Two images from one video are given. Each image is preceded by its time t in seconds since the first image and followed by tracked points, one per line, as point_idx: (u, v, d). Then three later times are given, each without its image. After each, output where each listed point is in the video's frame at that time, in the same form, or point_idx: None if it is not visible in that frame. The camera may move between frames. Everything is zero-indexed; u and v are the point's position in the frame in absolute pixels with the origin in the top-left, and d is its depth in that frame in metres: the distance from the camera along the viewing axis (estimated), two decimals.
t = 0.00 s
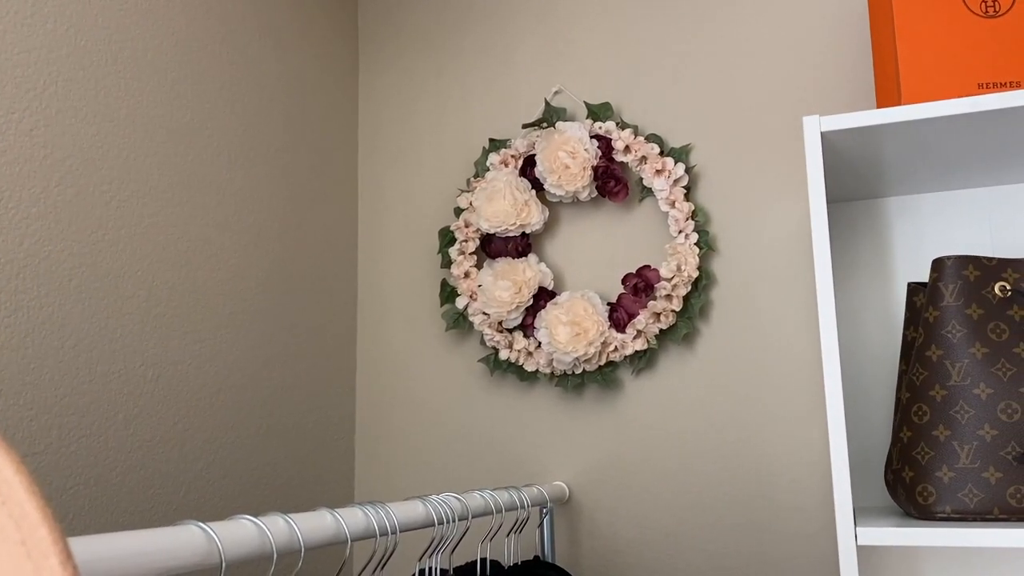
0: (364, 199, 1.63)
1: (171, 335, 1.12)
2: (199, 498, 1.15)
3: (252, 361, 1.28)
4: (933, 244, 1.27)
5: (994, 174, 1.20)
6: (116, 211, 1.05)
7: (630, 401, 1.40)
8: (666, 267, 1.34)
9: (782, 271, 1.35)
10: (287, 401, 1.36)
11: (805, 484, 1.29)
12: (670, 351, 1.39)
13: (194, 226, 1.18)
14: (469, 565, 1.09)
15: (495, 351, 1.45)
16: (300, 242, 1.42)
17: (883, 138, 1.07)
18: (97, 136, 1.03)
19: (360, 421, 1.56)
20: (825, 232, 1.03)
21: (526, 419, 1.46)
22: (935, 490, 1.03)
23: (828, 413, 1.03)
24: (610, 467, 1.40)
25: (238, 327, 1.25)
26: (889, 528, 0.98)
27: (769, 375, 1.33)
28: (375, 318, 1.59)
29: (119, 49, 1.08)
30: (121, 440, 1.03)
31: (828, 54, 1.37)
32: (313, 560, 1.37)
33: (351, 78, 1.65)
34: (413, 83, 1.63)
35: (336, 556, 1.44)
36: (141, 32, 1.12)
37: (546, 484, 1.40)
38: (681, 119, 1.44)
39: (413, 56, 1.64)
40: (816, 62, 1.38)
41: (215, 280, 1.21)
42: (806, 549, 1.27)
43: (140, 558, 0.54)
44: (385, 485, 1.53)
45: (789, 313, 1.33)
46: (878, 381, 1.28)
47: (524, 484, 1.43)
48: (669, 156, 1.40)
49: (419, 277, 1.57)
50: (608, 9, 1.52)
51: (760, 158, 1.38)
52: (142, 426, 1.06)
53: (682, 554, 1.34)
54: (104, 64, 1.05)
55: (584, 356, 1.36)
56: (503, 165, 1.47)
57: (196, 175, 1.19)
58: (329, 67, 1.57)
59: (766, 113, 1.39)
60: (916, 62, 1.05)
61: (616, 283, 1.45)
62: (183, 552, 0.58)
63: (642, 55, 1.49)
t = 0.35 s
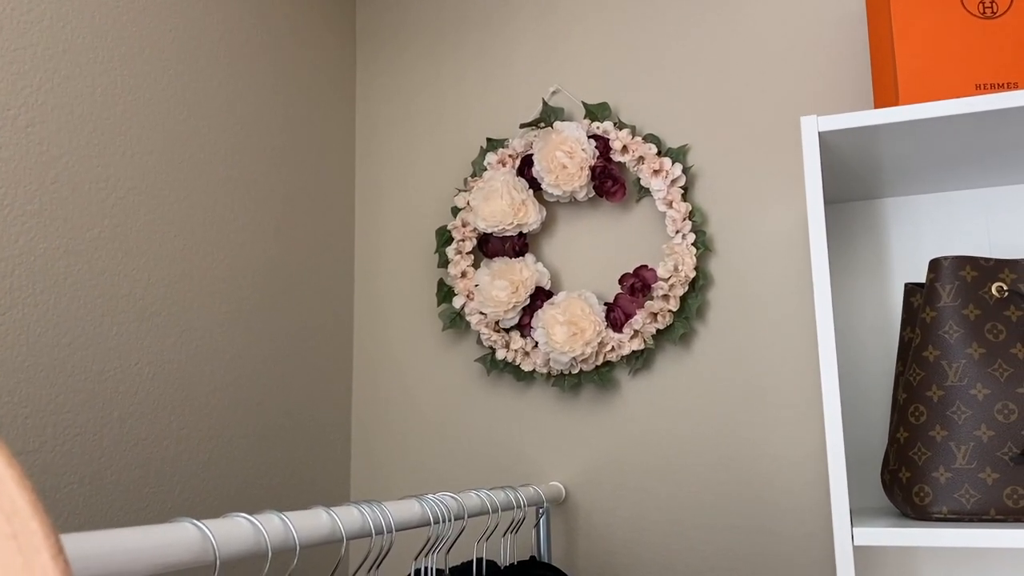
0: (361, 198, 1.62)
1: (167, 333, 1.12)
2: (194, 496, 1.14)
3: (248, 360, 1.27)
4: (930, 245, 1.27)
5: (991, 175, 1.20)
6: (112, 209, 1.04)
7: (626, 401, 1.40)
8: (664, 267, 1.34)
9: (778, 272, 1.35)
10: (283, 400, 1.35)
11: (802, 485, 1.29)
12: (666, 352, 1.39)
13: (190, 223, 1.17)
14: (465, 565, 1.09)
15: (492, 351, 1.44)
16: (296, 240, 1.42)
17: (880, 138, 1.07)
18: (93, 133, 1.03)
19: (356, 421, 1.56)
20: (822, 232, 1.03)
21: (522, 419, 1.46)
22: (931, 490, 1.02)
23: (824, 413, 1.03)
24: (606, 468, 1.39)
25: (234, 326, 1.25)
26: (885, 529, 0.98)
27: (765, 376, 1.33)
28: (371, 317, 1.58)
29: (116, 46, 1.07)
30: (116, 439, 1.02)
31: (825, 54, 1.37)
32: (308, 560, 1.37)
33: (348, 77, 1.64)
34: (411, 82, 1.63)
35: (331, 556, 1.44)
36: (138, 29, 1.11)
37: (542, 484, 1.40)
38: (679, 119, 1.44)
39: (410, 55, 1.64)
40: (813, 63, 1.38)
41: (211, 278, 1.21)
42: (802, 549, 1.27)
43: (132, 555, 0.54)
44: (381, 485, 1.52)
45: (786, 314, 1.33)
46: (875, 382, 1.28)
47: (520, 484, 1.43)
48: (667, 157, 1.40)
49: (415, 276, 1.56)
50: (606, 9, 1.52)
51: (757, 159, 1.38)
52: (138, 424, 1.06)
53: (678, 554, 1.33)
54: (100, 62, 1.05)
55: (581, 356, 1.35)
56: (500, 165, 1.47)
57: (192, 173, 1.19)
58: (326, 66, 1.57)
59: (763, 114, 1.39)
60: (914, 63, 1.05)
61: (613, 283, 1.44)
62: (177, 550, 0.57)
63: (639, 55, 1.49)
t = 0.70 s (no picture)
0: (358, 198, 1.62)
1: (161, 332, 1.11)
2: (188, 497, 1.14)
3: (242, 360, 1.27)
4: (927, 246, 1.27)
5: (989, 177, 1.20)
6: (106, 208, 1.04)
7: (622, 402, 1.40)
8: (660, 268, 1.34)
9: (775, 273, 1.34)
10: (278, 400, 1.35)
11: (798, 487, 1.28)
12: (663, 353, 1.39)
13: (185, 223, 1.17)
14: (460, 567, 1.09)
15: (488, 351, 1.44)
16: (292, 240, 1.42)
17: (878, 139, 1.07)
18: (87, 131, 1.02)
19: (352, 421, 1.55)
20: (819, 234, 1.02)
21: (518, 420, 1.45)
22: (927, 493, 1.02)
23: (821, 415, 1.03)
24: (602, 469, 1.39)
25: (229, 325, 1.24)
26: (881, 531, 0.97)
27: (762, 378, 1.33)
28: (367, 317, 1.58)
29: (111, 44, 1.07)
30: (109, 439, 1.02)
31: (823, 55, 1.37)
32: (302, 561, 1.36)
33: (345, 77, 1.64)
34: (408, 82, 1.62)
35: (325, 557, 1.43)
36: (133, 27, 1.11)
37: (538, 485, 1.39)
38: (676, 120, 1.44)
39: (408, 55, 1.63)
40: (811, 64, 1.37)
41: (206, 277, 1.20)
42: (798, 551, 1.27)
43: (120, 556, 0.53)
44: (376, 485, 1.52)
45: (782, 315, 1.33)
46: (872, 384, 1.28)
47: (516, 484, 1.42)
48: (664, 157, 1.40)
49: (411, 276, 1.56)
50: (604, 9, 1.52)
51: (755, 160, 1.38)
52: (131, 424, 1.05)
53: (673, 556, 1.33)
54: (94, 59, 1.04)
55: (577, 357, 1.35)
56: (497, 165, 1.46)
57: (187, 172, 1.18)
58: (323, 65, 1.56)
59: (760, 115, 1.39)
60: (911, 64, 1.04)
61: (609, 284, 1.44)
62: (167, 552, 0.57)
63: (637, 56, 1.48)
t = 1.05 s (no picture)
0: (355, 197, 1.62)
1: (157, 330, 1.11)
2: (183, 495, 1.13)
3: (238, 359, 1.26)
4: (924, 248, 1.27)
5: (986, 179, 1.20)
6: (102, 206, 1.03)
7: (619, 402, 1.40)
8: (657, 268, 1.34)
9: (772, 274, 1.34)
10: (274, 399, 1.34)
11: (794, 487, 1.28)
12: (660, 353, 1.38)
13: (181, 221, 1.17)
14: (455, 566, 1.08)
15: (484, 351, 1.44)
16: (289, 239, 1.41)
17: (875, 140, 1.07)
18: (84, 128, 1.02)
19: (348, 421, 1.55)
20: (816, 234, 1.02)
21: (514, 420, 1.45)
22: (923, 494, 1.02)
23: (817, 415, 1.03)
24: (598, 469, 1.39)
25: (225, 324, 1.24)
26: (877, 532, 0.97)
27: (759, 378, 1.33)
28: (363, 317, 1.57)
29: (108, 41, 1.06)
30: (104, 437, 1.01)
31: (820, 56, 1.37)
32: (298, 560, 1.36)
33: (343, 76, 1.64)
34: (405, 81, 1.62)
35: (321, 557, 1.43)
36: (130, 24, 1.10)
37: (534, 485, 1.39)
38: (674, 121, 1.44)
39: (405, 54, 1.63)
40: (809, 65, 1.37)
41: (203, 275, 1.20)
42: (794, 552, 1.27)
43: (115, 554, 0.53)
44: (372, 485, 1.51)
45: (779, 316, 1.33)
46: (868, 384, 1.28)
47: (512, 485, 1.42)
48: (661, 158, 1.40)
49: (408, 276, 1.56)
50: (602, 10, 1.52)
51: (752, 161, 1.38)
52: (127, 422, 1.05)
53: (669, 556, 1.33)
54: (91, 56, 1.04)
55: (573, 357, 1.35)
56: (494, 165, 1.46)
57: (184, 170, 1.18)
58: (320, 64, 1.56)
59: (758, 116, 1.39)
60: (909, 65, 1.04)
61: (606, 284, 1.44)
62: (161, 550, 0.56)
63: (635, 56, 1.48)
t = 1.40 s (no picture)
0: (350, 195, 1.61)
1: (152, 327, 1.10)
2: (177, 493, 1.13)
3: (233, 356, 1.26)
4: (920, 248, 1.27)
5: (982, 179, 1.20)
6: (97, 201, 1.03)
7: (614, 402, 1.39)
8: (653, 267, 1.33)
9: (768, 274, 1.34)
10: (268, 396, 1.34)
11: (789, 488, 1.28)
12: (656, 352, 1.38)
13: (176, 217, 1.16)
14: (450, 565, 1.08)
15: (480, 350, 1.43)
16: (284, 236, 1.41)
17: (873, 140, 1.07)
18: (78, 123, 1.01)
19: (342, 419, 1.54)
20: (814, 233, 1.02)
21: (510, 419, 1.45)
22: (918, 494, 1.02)
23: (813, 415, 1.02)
24: (593, 469, 1.39)
25: (219, 321, 1.23)
26: (873, 531, 0.97)
27: (754, 378, 1.33)
28: (359, 315, 1.57)
29: (104, 37, 1.06)
30: (99, 434, 1.01)
31: (817, 56, 1.37)
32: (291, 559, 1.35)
33: (339, 73, 1.63)
34: (402, 79, 1.62)
35: (315, 556, 1.42)
36: (126, 19, 1.10)
37: (529, 484, 1.39)
38: (671, 120, 1.44)
39: (402, 52, 1.63)
40: (806, 65, 1.37)
41: (197, 271, 1.19)
42: (789, 552, 1.27)
43: (109, 549, 0.53)
44: (366, 483, 1.51)
45: (775, 316, 1.33)
46: (863, 384, 1.28)
47: (507, 484, 1.42)
48: (658, 157, 1.40)
49: (404, 274, 1.55)
50: (599, 9, 1.52)
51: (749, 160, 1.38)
52: (121, 419, 1.04)
53: (664, 556, 1.33)
54: (86, 51, 1.03)
55: (569, 356, 1.35)
56: (491, 163, 1.46)
57: (180, 166, 1.17)
58: (317, 62, 1.55)
59: (755, 116, 1.39)
60: (907, 65, 1.04)
61: (602, 283, 1.44)
62: (155, 545, 0.56)
63: (632, 55, 1.48)
